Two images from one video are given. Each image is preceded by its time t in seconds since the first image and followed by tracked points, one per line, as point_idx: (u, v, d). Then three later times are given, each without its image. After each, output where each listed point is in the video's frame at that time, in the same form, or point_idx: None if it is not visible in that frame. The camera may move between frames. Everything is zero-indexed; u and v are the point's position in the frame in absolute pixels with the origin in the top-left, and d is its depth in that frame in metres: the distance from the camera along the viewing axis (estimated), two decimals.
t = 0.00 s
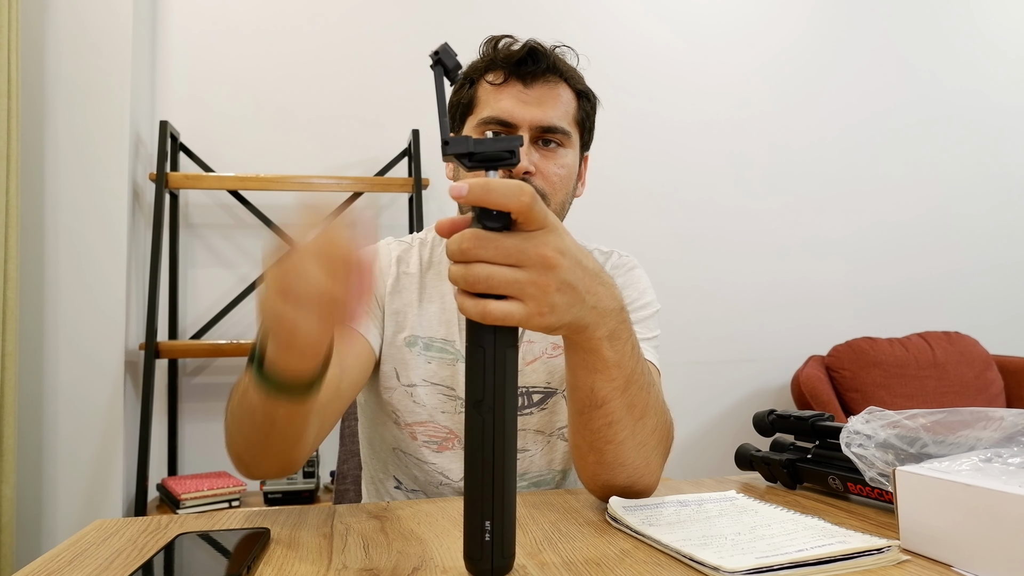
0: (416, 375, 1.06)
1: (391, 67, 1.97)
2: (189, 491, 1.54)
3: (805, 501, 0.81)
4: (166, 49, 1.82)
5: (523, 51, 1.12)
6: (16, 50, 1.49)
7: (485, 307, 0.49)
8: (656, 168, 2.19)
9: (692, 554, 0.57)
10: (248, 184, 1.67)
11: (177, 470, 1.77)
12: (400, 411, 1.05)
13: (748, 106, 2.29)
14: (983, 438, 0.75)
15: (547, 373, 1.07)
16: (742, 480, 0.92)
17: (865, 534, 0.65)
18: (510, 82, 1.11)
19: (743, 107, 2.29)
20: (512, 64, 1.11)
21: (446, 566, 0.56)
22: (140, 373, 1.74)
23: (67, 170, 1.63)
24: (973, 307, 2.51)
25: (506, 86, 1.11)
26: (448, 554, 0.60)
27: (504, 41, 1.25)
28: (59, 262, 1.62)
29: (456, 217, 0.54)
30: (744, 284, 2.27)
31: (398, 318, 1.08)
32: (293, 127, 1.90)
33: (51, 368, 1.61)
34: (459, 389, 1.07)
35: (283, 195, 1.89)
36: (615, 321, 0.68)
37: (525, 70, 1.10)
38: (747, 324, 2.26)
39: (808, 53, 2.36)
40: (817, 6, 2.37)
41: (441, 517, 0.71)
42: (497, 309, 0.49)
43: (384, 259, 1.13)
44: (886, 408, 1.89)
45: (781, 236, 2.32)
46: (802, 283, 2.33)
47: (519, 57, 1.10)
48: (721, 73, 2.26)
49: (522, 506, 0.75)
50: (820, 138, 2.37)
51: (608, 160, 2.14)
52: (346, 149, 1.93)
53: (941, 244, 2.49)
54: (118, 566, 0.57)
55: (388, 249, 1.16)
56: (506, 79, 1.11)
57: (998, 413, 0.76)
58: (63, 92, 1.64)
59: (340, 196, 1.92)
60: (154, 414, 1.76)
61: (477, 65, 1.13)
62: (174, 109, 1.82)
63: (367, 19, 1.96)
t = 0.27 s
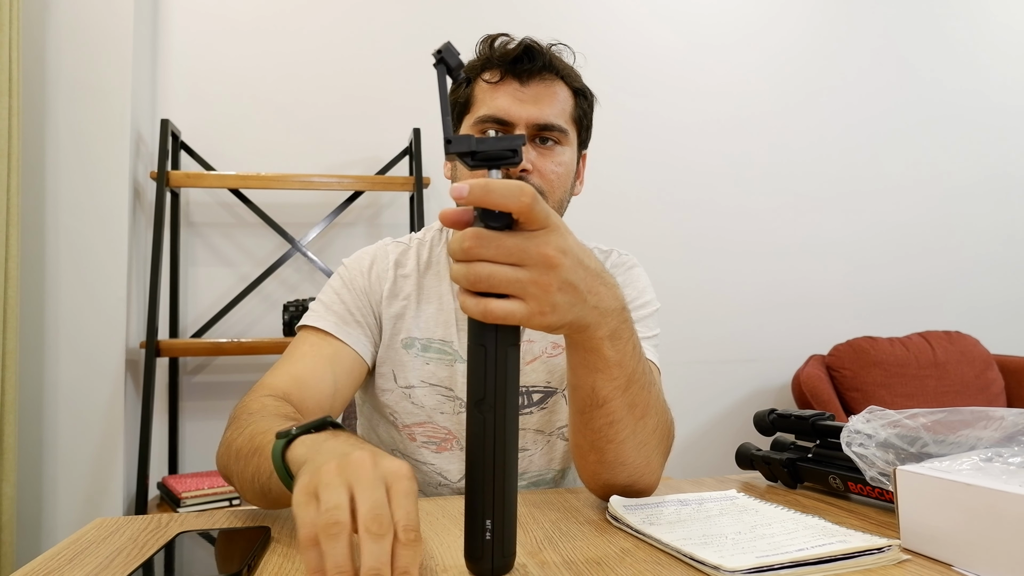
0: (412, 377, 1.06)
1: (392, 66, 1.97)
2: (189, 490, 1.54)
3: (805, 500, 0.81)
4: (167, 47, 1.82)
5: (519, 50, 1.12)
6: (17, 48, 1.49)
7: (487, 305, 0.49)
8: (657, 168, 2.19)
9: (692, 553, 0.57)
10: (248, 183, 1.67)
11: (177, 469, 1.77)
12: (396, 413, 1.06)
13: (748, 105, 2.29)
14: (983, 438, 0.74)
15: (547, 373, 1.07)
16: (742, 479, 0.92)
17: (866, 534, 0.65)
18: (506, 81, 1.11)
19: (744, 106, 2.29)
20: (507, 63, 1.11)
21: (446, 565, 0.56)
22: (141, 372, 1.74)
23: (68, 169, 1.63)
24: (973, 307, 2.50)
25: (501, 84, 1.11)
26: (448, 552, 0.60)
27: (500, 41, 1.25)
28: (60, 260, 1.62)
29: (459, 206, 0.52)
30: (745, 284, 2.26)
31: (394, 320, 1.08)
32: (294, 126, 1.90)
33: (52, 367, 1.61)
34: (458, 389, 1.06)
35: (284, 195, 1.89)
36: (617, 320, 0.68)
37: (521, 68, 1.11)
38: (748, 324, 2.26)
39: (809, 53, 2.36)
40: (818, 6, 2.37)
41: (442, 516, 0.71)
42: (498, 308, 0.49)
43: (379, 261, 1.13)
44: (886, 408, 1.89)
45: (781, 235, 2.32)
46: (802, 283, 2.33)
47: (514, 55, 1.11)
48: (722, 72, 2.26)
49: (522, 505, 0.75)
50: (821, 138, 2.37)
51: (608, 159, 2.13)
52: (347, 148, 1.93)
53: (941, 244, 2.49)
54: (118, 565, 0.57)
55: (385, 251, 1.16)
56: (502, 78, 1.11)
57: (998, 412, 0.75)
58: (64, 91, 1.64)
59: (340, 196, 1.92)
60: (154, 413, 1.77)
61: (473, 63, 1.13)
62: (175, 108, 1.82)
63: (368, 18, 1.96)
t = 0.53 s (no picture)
0: (412, 376, 1.06)
1: (391, 67, 1.97)
2: (189, 490, 1.54)
3: (805, 500, 0.81)
4: (166, 48, 1.82)
5: (518, 50, 1.12)
6: (16, 49, 1.49)
7: (489, 305, 0.50)
8: (656, 168, 2.19)
9: (692, 554, 0.57)
10: (248, 184, 1.67)
11: (177, 470, 1.77)
12: (396, 412, 1.06)
13: (748, 106, 2.29)
14: (983, 438, 0.75)
15: (548, 373, 1.07)
16: (742, 480, 0.92)
17: (865, 534, 0.65)
18: (506, 80, 1.11)
19: (744, 106, 2.29)
20: (507, 63, 1.12)
21: (446, 566, 0.56)
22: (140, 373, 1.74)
23: (67, 170, 1.63)
24: (973, 307, 2.51)
25: (501, 84, 1.11)
26: (447, 552, 0.60)
27: (499, 42, 1.25)
28: (59, 261, 1.62)
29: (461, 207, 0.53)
30: (744, 284, 2.27)
31: (394, 320, 1.08)
32: (293, 127, 1.90)
33: (51, 367, 1.61)
34: (458, 388, 1.06)
35: (283, 195, 1.89)
36: (619, 321, 0.68)
37: (520, 68, 1.11)
38: (747, 324, 2.26)
39: (809, 53, 2.36)
40: (818, 6, 2.37)
41: (441, 517, 0.71)
42: (500, 309, 0.49)
43: (379, 262, 1.13)
44: (886, 408, 1.89)
45: (781, 235, 2.32)
46: (802, 283, 2.33)
47: (513, 56, 1.11)
48: (721, 72, 2.26)
49: (522, 505, 0.75)
50: (820, 138, 2.37)
51: (608, 160, 2.14)
52: (346, 149, 1.93)
53: (941, 244, 2.49)
54: (118, 566, 0.57)
55: (384, 251, 1.16)
56: (502, 78, 1.11)
57: (997, 412, 0.75)
58: (63, 92, 1.64)
59: (340, 196, 1.92)
60: (154, 414, 1.76)
61: (474, 64, 1.14)
62: (175, 109, 1.82)
63: (368, 18, 1.96)
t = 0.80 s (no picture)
0: (414, 373, 1.06)
1: (391, 67, 1.97)
2: (190, 491, 1.54)
3: (806, 499, 0.81)
4: (166, 49, 1.82)
5: (522, 49, 1.11)
6: (15, 50, 1.49)
7: (479, 304, 0.49)
8: (656, 168, 2.19)
9: (693, 553, 0.57)
10: (248, 184, 1.67)
11: (178, 471, 1.77)
12: (399, 409, 1.05)
13: (748, 105, 2.29)
14: (983, 436, 0.75)
15: (550, 371, 1.07)
16: (743, 479, 0.92)
17: (866, 533, 0.65)
18: (510, 80, 1.11)
19: (744, 106, 2.29)
20: (511, 62, 1.11)
21: (447, 566, 0.56)
22: (140, 374, 1.74)
23: (67, 171, 1.63)
24: (973, 305, 2.51)
25: (505, 84, 1.11)
26: (449, 552, 0.60)
27: (503, 41, 1.25)
28: (59, 262, 1.62)
29: (453, 209, 0.54)
30: (744, 283, 2.27)
31: (392, 316, 1.08)
32: (293, 127, 1.90)
33: (51, 368, 1.61)
34: (457, 386, 1.06)
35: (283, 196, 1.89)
36: (614, 318, 0.68)
37: (524, 68, 1.11)
38: (748, 323, 2.26)
39: (810, 52, 2.36)
40: (817, 5, 2.37)
41: (442, 516, 0.71)
42: (491, 307, 0.49)
43: (381, 257, 1.13)
44: (886, 407, 1.89)
45: (781, 235, 2.32)
46: (802, 282, 2.33)
47: (517, 55, 1.10)
48: (721, 72, 2.26)
49: (523, 505, 0.75)
50: (820, 137, 2.37)
51: (608, 159, 2.13)
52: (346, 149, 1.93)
53: (941, 243, 2.49)
54: (119, 567, 0.57)
55: (387, 247, 1.16)
56: (505, 77, 1.11)
57: (998, 411, 0.75)
58: (63, 93, 1.64)
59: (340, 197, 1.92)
60: (154, 415, 1.76)
61: (478, 63, 1.14)
62: (174, 110, 1.82)
63: (368, 19, 1.96)
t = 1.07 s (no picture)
0: (421, 361, 1.06)
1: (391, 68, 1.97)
2: (190, 492, 1.54)
3: (806, 500, 0.80)
4: (166, 50, 1.82)
5: (521, 51, 1.12)
6: (15, 52, 1.49)
7: (478, 305, 0.49)
8: (656, 168, 2.19)
9: (693, 553, 0.57)
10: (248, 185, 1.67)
11: (179, 472, 1.77)
12: (407, 394, 1.06)
13: (748, 105, 2.29)
14: (984, 436, 0.75)
15: (549, 371, 1.07)
16: (743, 479, 0.92)
17: (867, 533, 0.65)
18: (508, 81, 1.11)
19: (744, 106, 2.29)
20: (509, 64, 1.11)
21: (448, 566, 0.56)
22: (141, 375, 1.74)
23: (67, 172, 1.63)
24: (974, 305, 2.51)
25: (504, 84, 1.11)
26: (450, 553, 0.60)
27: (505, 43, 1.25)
28: (59, 263, 1.62)
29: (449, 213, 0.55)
30: (745, 283, 2.27)
31: (394, 301, 1.08)
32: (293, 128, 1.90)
33: (52, 369, 1.61)
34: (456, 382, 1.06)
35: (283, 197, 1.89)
36: (611, 317, 0.68)
37: (522, 69, 1.11)
38: (748, 323, 2.26)
39: (809, 52, 2.36)
40: (817, 5, 2.37)
41: (443, 517, 0.71)
42: (489, 308, 0.49)
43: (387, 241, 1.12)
44: (887, 407, 1.89)
45: (781, 235, 2.32)
46: (802, 282, 2.33)
47: (516, 56, 1.11)
48: (721, 72, 2.26)
49: (524, 505, 0.75)
50: (820, 137, 2.37)
51: (608, 160, 2.13)
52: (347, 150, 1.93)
53: (941, 242, 2.49)
54: (120, 567, 0.57)
55: (400, 236, 1.17)
56: (504, 78, 1.11)
57: (998, 411, 0.75)
58: (63, 94, 1.64)
59: (340, 197, 1.92)
60: (155, 416, 1.77)
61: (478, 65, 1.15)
62: (174, 111, 1.82)
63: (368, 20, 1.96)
